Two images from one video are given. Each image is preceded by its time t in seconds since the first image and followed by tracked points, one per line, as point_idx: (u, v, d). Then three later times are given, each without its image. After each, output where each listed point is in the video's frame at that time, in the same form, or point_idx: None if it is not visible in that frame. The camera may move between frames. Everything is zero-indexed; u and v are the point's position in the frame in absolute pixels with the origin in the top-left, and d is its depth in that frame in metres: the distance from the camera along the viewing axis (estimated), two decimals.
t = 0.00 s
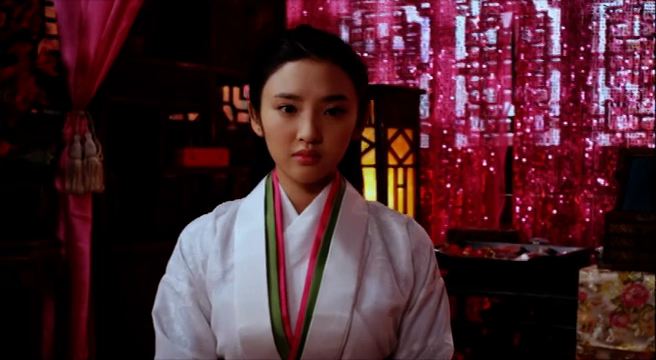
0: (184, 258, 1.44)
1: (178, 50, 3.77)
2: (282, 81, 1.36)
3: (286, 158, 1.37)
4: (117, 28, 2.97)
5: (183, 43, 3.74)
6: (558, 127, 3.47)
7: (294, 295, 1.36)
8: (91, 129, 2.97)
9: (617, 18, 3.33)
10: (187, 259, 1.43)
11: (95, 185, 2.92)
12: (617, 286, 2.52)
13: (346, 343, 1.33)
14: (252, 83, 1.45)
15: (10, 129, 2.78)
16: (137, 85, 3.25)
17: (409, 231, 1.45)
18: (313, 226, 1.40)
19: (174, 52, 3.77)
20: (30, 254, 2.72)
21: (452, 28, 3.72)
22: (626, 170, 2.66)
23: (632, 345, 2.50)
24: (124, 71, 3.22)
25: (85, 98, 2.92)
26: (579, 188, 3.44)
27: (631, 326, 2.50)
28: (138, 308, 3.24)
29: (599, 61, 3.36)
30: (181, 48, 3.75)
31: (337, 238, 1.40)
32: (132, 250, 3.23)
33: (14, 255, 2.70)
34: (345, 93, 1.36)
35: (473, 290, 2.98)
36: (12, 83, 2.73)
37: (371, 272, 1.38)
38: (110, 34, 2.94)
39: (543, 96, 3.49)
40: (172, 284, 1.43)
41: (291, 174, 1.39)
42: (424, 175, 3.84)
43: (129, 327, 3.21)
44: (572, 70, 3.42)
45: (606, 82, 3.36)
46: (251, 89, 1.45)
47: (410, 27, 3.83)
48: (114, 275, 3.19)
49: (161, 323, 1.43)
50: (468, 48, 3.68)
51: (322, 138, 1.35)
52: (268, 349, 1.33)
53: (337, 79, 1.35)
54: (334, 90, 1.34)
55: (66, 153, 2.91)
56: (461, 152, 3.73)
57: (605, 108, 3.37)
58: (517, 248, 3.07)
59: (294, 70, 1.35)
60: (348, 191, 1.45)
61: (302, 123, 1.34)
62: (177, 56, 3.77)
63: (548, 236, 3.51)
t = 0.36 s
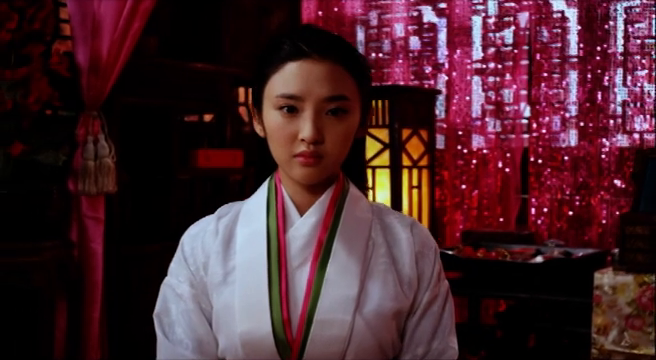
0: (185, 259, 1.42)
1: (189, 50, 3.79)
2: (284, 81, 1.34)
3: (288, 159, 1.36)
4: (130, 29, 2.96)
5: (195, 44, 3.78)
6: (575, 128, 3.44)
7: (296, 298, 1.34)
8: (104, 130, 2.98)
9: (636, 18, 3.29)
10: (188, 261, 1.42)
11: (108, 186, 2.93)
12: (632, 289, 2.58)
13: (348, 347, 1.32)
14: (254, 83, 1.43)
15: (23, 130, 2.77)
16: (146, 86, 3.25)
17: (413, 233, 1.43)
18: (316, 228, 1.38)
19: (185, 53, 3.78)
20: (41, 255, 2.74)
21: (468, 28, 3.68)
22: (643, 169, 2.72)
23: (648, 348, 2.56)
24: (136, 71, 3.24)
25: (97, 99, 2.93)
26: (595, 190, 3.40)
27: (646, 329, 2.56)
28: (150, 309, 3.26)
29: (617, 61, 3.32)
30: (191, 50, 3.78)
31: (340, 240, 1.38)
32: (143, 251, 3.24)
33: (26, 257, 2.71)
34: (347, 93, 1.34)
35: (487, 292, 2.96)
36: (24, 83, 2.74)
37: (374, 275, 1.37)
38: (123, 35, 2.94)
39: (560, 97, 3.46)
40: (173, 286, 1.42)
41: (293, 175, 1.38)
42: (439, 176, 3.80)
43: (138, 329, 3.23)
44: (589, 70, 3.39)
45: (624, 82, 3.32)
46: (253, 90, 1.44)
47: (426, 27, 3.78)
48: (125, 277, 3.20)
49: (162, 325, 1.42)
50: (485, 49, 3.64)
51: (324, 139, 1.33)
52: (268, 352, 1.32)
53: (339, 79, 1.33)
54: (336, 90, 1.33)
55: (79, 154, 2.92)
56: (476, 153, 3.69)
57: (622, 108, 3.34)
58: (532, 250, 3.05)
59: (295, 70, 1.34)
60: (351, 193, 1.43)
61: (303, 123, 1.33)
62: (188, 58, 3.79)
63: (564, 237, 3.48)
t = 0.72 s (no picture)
0: (186, 262, 1.41)
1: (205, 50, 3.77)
2: (284, 81, 1.33)
3: (288, 160, 1.34)
4: (142, 29, 2.97)
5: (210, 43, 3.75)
6: (593, 129, 3.39)
7: (296, 301, 1.33)
8: (117, 131, 2.99)
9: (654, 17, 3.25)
10: (189, 263, 1.41)
11: (121, 187, 2.93)
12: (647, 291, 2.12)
13: (348, 351, 1.30)
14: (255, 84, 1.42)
15: (35, 131, 2.78)
16: (158, 86, 3.28)
17: (417, 235, 1.41)
18: (317, 230, 1.36)
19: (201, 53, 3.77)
20: (54, 257, 2.74)
21: (483, 28, 3.66)
22: None
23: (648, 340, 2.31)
24: (149, 72, 3.26)
25: (110, 100, 2.94)
26: (612, 192, 3.35)
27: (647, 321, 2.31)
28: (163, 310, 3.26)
29: (634, 61, 3.28)
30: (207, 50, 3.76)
31: (341, 242, 1.36)
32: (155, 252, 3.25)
33: (39, 257, 2.71)
34: (348, 93, 1.33)
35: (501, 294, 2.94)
36: (36, 85, 2.73)
37: (376, 278, 1.35)
38: (136, 35, 2.94)
39: (579, 98, 3.42)
40: (174, 289, 1.41)
41: (294, 177, 1.36)
42: (454, 178, 3.78)
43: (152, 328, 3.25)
44: (605, 70, 3.35)
45: (642, 83, 3.28)
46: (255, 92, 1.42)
47: (443, 28, 3.78)
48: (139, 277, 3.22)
49: (163, 328, 1.40)
50: (502, 49, 3.61)
51: (325, 140, 1.32)
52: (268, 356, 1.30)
53: (340, 79, 1.32)
54: (337, 91, 1.31)
55: (92, 155, 2.93)
56: (491, 154, 3.66)
57: (640, 110, 3.28)
58: (547, 252, 3.02)
59: (296, 70, 1.32)
60: (354, 195, 1.42)
61: (303, 124, 1.31)
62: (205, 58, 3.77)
63: (580, 239, 3.42)
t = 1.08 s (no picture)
0: (186, 264, 1.40)
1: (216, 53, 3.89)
2: (283, 82, 1.31)
3: (288, 161, 1.32)
4: (154, 31, 2.95)
5: (221, 44, 3.87)
6: (612, 131, 3.18)
7: (296, 304, 1.31)
8: (130, 133, 2.98)
9: None
10: (189, 265, 1.40)
11: (133, 189, 2.93)
12: None
13: (348, 355, 1.28)
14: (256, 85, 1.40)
15: (46, 132, 2.80)
16: (172, 88, 3.28)
17: (420, 237, 1.39)
18: (317, 232, 1.35)
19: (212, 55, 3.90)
20: (65, 258, 2.76)
21: (498, 28, 3.43)
22: None
23: None
24: (161, 73, 3.26)
25: (122, 102, 2.94)
26: (628, 194, 3.16)
27: None
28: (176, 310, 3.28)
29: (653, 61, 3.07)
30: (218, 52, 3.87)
31: (342, 244, 1.34)
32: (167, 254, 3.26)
33: (50, 259, 2.72)
34: (349, 94, 1.31)
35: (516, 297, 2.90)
36: (48, 86, 2.76)
37: (377, 280, 1.33)
38: (148, 37, 2.93)
39: (596, 98, 3.22)
40: (174, 291, 1.40)
41: (295, 178, 1.35)
42: (469, 180, 3.55)
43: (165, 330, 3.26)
44: (621, 71, 3.15)
45: None
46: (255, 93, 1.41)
47: (459, 28, 3.54)
48: (151, 279, 3.23)
49: (163, 331, 1.39)
50: (519, 49, 3.40)
51: (325, 141, 1.30)
52: None
53: (340, 80, 1.30)
54: (337, 91, 1.30)
55: (104, 156, 2.93)
56: (507, 156, 3.44)
57: None
58: (563, 254, 2.98)
59: (296, 70, 1.31)
60: (355, 196, 1.40)
61: (303, 125, 1.30)
62: (216, 59, 3.91)
63: (597, 243, 3.23)
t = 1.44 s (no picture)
0: (186, 267, 1.39)
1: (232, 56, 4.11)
2: (283, 83, 1.30)
3: (288, 163, 1.31)
4: (167, 31, 2.96)
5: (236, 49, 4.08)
6: (631, 132, 3.13)
7: (295, 307, 1.29)
8: (143, 135, 2.99)
9: None
10: (189, 268, 1.38)
11: (146, 190, 2.94)
12: None
13: None
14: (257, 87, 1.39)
15: (59, 134, 2.78)
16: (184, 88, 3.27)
17: (422, 239, 1.37)
18: (318, 235, 1.33)
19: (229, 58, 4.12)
20: (77, 259, 2.78)
21: (515, 29, 3.39)
22: None
23: None
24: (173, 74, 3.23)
25: (136, 103, 2.95)
26: (646, 196, 3.11)
27: None
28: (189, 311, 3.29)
29: None
30: (232, 54, 4.14)
31: (343, 246, 1.33)
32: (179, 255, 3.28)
33: (63, 260, 2.75)
34: (349, 94, 1.29)
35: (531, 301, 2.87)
36: (60, 88, 2.74)
37: (378, 283, 1.31)
38: (161, 38, 2.94)
39: (614, 99, 3.17)
40: (174, 294, 1.39)
41: (295, 180, 1.33)
42: (485, 182, 3.53)
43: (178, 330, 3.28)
44: (639, 71, 3.10)
45: None
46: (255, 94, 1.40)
47: (477, 29, 3.49)
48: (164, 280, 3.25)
49: (163, 333, 1.38)
50: (537, 49, 3.34)
51: (325, 142, 1.28)
52: None
53: (340, 81, 1.29)
54: (336, 92, 1.28)
55: (117, 158, 2.93)
56: (523, 157, 3.41)
57: None
58: (578, 257, 2.95)
59: (295, 71, 1.29)
60: (357, 198, 1.38)
61: (303, 126, 1.28)
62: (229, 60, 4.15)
63: (614, 245, 3.19)
